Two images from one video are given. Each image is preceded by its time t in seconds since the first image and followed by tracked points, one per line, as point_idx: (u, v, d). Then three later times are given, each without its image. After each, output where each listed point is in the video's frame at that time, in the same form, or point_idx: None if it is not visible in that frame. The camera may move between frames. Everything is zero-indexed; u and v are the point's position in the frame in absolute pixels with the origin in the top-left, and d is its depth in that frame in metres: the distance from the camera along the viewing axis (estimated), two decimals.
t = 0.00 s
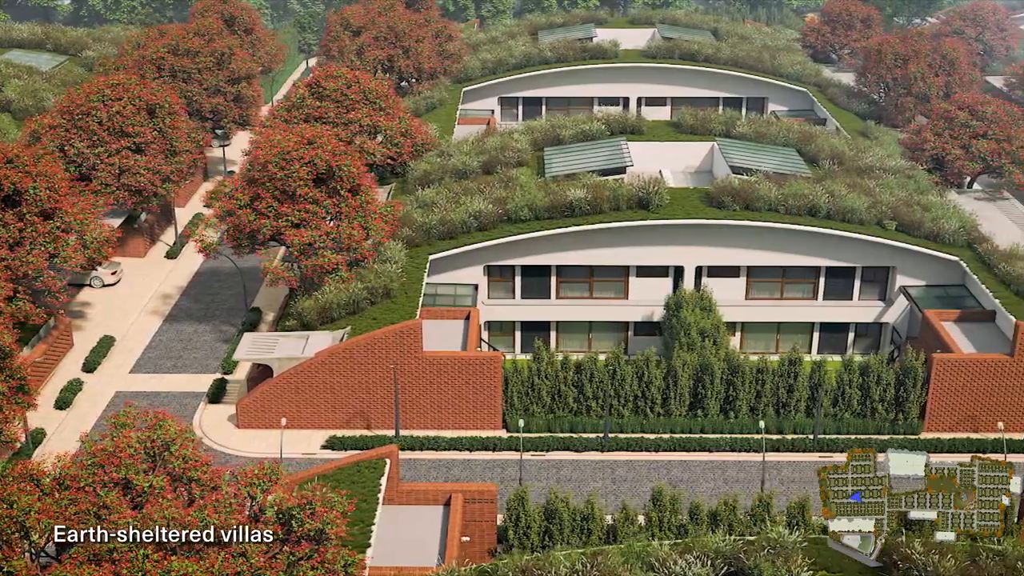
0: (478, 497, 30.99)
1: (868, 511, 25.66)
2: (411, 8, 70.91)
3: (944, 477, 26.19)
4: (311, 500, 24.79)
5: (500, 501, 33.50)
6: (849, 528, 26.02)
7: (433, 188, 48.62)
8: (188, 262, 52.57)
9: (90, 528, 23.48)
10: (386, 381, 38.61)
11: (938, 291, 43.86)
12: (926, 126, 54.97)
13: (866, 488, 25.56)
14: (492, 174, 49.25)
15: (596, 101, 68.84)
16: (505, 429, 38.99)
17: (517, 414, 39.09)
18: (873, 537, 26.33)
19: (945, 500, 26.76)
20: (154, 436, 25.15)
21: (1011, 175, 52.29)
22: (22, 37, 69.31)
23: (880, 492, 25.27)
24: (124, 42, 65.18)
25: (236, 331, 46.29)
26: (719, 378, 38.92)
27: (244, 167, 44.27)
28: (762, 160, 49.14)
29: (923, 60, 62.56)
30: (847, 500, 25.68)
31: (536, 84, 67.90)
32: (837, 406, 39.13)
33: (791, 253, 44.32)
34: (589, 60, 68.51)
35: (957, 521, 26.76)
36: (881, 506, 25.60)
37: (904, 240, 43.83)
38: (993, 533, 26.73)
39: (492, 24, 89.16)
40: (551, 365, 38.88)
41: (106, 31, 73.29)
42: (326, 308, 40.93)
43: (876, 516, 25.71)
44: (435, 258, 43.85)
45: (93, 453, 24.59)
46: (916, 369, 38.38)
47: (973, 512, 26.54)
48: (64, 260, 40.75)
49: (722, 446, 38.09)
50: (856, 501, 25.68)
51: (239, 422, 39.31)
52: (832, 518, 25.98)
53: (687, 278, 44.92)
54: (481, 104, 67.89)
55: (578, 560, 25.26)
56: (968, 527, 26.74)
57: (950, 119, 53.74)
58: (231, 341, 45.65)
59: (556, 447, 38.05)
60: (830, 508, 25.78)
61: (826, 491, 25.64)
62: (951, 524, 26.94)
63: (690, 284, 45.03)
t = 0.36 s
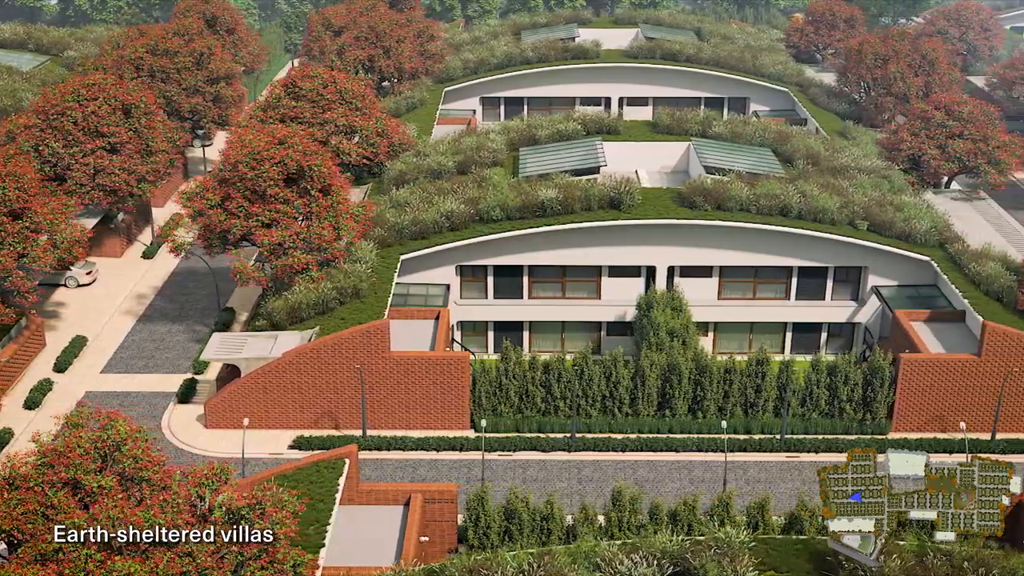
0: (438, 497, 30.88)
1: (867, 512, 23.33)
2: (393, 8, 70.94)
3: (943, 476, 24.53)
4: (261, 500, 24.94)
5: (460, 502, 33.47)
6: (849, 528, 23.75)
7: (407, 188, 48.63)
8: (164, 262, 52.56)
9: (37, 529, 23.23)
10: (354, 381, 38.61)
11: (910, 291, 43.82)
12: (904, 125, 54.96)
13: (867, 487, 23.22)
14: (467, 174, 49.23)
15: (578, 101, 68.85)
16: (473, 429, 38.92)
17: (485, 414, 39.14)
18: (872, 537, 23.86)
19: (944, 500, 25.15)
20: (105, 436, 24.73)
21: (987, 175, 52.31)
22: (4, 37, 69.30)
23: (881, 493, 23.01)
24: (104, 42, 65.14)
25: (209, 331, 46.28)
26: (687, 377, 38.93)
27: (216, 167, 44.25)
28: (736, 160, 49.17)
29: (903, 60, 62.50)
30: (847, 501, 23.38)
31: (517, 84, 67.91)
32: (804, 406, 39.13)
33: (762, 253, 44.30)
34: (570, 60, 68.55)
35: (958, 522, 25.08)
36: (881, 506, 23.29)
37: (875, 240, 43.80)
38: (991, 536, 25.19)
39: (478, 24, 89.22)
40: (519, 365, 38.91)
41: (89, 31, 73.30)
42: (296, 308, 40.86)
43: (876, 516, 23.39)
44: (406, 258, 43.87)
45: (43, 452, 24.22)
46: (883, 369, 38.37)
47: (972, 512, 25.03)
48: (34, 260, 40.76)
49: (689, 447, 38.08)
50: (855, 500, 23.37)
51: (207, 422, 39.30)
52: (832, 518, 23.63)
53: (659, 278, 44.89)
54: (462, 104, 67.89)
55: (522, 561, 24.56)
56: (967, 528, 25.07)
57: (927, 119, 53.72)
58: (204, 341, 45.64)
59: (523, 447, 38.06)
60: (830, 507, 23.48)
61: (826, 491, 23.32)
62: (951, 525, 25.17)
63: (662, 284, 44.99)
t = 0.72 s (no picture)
0: (397, 497, 30.83)
1: (868, 512, 22.96)
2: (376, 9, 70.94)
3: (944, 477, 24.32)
4: (210, 501, 25.06)
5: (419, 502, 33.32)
6: (850, 529, 23.34)
7: (381, 187, 48.62)
8: (141, 262, 52.55)
9: None
10: (320, 381, 38.60)
11: (881, 291, 43.81)
12: (881, 125, 54.97)
13: (867, 487, 22.89)
14: (441, 174, 49.22)
15: (560, 101, 68.85)
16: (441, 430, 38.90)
17: (453, 414, 39.13)
18: (874, 537, 23.39)
19: (944, 500, 24.72)
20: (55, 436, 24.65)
21: (963, 175, 52.31)
22: None
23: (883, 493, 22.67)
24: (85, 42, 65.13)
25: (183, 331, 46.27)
26: (655, 377, 38.92)
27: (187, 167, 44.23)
28: (711, 160, 49.18)
29: (883, 60, 62.42)
30: (847, 501, 22.96)
31: (498, 83, 67.88)
32: (773, 406, 39.12)
33: (734, 253, 44.30)
34: (552, 60, 68.56)
35: (958, 522, 24.59)
36: (882, 506, 22.94)
37: (846, 240, 43.79)
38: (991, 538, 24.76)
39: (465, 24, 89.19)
40: (487, 364, 38.87)
41: (72, 31, 73.26)
42: (266, 308, 40.82)
43: (877, 516, 23.04)
44: (378, 258, 43.85)
45: None
46: (850, 370, 38.33)
47: (973, 513, 24.56)
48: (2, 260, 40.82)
49: (656, 447, 38.07)
50: (856, 500, 23.00)
51: (175, 422, 39.28)
52: (833, 519, 23.19)
53: (631, 278, 44.89)
54: (444, 104, 67.87)
55: (469, 561, 24.59)
56: (968, 528, 24.59)
57: (904, 119, 53.69)
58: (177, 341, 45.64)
59: (489, 447, 38.05)
60: (831, 507, 23.06)
61: (827, 492, 22.89)
62: (951, 525, 24.76)
63: (635, 284, 44.98)
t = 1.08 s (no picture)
0: (357, 497, 30.84)
1: (868, 512, 23.10)
2: (358, 9, 70.94)
3: (943, 476, 25.02)
4: (160, 501, 25.08)
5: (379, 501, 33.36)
6: (849, 528, 23.42)
7: (355, 187, 48.62)
8: (117, 262, 52.57)
9: None
10: (288, 381, 38.60)
11: (853, 291, 43.78)
12: (858, 125, 54.95)
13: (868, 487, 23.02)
14: (416, 173, 49.21)
15: (541, 101, 68.85)
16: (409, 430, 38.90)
17: (421, 414, 39.15)
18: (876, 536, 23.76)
19: (944, 500, 25.25)
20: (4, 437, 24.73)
21: (939, 175, 52.30)
22: None
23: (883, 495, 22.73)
24: (65, 42, 65.13)
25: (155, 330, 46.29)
26: (622, 377, 38.94)
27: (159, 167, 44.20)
28: (684, 160, 49.20)
29: (863, 60, 62.34)
30: (848, 501, 23.13)
31: (479, 83, 67.87)
32: (740, 406, 39.15)
33: (706, 253, 44.29)
34: (533, 60, 68.53)
35: (958, 522, 25.15)
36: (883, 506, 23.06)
37: (818, 240, 43.79)
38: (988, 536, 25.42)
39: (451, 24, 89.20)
40: (455, 364, 38.86)
41: (55, 31, 73.28)
42: (235, 308, 40.81)
43: (877, 516, 23.16)
44: (349, 258, 43.82)
45: None
46: (817, 370, 38.36)
47: (972, 512, 25.16)
48: None
49: (623, 447, 38.06)
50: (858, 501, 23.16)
51: (142, 421, 39.24)
52: (832, 519, 23.38)
53: (603, 278, 44.90)
54: (425, 104, 67.86)
55: (418, 561, 24.67)
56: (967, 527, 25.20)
57: (880, 120, 53.65)
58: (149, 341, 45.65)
59: (456, 447, 38.08)
60: (831, 506, 23.27)
61: (827, 492, 23.11)
62: (951, 524, 25.34)
63: (607, 284, 44.97)
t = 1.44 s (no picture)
0: (317, 497, 30.79)
1: (868, 512, 23.39)
2: (340, 9, 70.97)
3: (943, 476, 25.19)
4: (110, 501, 25.05)
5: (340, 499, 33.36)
6: (849, 529, 23.85)
7: (329, 187, 48.63)
8: (93, 262, 52.56)
9: None
10: (256, 381, 38.61)
11: (825, 291, 43.76)
12: (835, 125, 54.96)
13: (867, 486, 23.28)
14: (390, 173, 49.22)
15: (523, 101, 68.86)
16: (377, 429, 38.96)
17: (389, 414, 39.15)
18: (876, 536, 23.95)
19: (945, 500, 25.51)
20: None
21: (915, 175, 52.30)
22: None
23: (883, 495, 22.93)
24: (46, 42, 65.14)
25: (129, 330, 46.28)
26: (590, 378, 38.91)
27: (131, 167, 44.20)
28: (658, 160, 49.21)
29: (842, 60, 62.31)
30: (847, 501, 23.47)
31: (460, 83, 67.88)
32: (708, 406, 39.10)
33: (677, 253, 44.27)
34: (514, 60, 68.56)
35: (958, 522, 25.40)
36: (883, 506, 23.30)
37: (789, 240, 43.77)
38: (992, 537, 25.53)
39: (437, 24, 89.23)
40: (423, 364, 38.88)
41: (38, 31, 73.30)
42: (204, 308, 40.77)
43: (877, 516, 23.44)
44: (321, 258, 43.83)
45: None
46: (785, 370, 38.28)
47: (972, 512, 25.31)
48: None
49: (590, 447, 38.15)
50: (859, 501, 23.44)
51: (111, 421, 39.23)
52: (833, 518, 23.69)
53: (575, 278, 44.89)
54: (407, 104, 67.86)
55: (367, 560, 24.65)
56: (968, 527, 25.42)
57: (857, 119, 53.65)
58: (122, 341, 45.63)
59: (423, 446, 38.13)
60: (831, 506, 23.64)
61: (827, 491, 23.38)
62: (951, 524, 25.59)
63: (579, 284, 44.97)
